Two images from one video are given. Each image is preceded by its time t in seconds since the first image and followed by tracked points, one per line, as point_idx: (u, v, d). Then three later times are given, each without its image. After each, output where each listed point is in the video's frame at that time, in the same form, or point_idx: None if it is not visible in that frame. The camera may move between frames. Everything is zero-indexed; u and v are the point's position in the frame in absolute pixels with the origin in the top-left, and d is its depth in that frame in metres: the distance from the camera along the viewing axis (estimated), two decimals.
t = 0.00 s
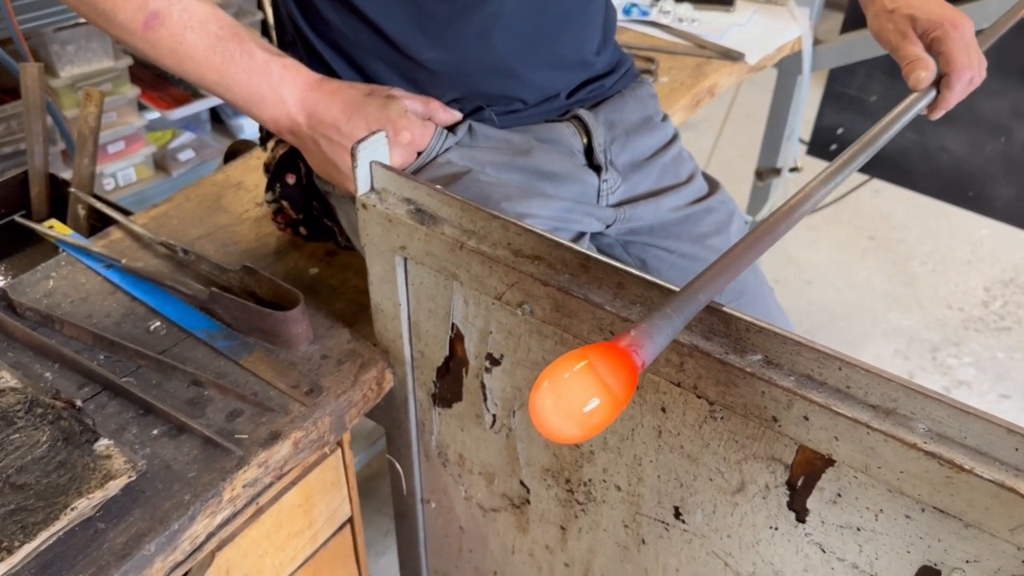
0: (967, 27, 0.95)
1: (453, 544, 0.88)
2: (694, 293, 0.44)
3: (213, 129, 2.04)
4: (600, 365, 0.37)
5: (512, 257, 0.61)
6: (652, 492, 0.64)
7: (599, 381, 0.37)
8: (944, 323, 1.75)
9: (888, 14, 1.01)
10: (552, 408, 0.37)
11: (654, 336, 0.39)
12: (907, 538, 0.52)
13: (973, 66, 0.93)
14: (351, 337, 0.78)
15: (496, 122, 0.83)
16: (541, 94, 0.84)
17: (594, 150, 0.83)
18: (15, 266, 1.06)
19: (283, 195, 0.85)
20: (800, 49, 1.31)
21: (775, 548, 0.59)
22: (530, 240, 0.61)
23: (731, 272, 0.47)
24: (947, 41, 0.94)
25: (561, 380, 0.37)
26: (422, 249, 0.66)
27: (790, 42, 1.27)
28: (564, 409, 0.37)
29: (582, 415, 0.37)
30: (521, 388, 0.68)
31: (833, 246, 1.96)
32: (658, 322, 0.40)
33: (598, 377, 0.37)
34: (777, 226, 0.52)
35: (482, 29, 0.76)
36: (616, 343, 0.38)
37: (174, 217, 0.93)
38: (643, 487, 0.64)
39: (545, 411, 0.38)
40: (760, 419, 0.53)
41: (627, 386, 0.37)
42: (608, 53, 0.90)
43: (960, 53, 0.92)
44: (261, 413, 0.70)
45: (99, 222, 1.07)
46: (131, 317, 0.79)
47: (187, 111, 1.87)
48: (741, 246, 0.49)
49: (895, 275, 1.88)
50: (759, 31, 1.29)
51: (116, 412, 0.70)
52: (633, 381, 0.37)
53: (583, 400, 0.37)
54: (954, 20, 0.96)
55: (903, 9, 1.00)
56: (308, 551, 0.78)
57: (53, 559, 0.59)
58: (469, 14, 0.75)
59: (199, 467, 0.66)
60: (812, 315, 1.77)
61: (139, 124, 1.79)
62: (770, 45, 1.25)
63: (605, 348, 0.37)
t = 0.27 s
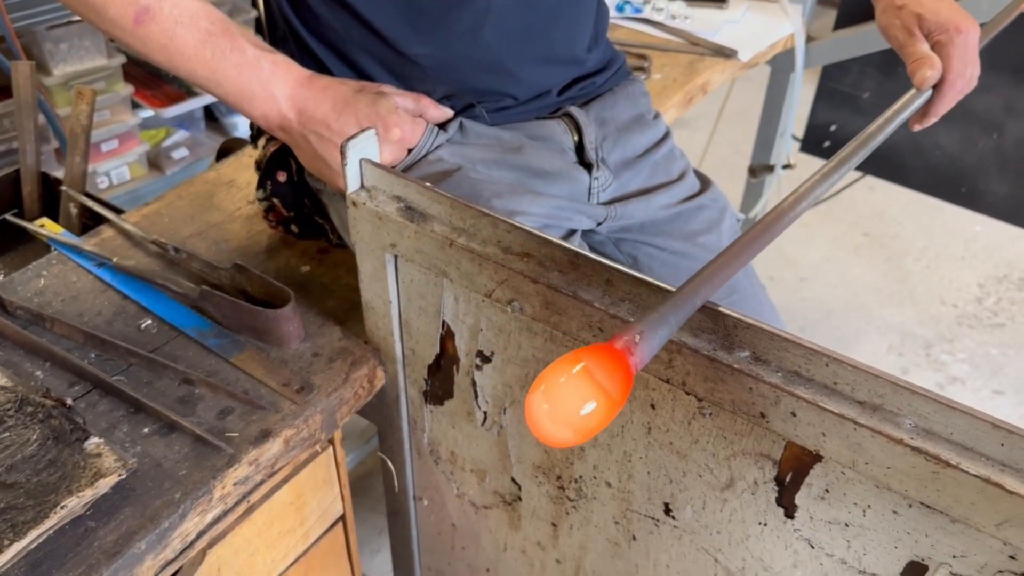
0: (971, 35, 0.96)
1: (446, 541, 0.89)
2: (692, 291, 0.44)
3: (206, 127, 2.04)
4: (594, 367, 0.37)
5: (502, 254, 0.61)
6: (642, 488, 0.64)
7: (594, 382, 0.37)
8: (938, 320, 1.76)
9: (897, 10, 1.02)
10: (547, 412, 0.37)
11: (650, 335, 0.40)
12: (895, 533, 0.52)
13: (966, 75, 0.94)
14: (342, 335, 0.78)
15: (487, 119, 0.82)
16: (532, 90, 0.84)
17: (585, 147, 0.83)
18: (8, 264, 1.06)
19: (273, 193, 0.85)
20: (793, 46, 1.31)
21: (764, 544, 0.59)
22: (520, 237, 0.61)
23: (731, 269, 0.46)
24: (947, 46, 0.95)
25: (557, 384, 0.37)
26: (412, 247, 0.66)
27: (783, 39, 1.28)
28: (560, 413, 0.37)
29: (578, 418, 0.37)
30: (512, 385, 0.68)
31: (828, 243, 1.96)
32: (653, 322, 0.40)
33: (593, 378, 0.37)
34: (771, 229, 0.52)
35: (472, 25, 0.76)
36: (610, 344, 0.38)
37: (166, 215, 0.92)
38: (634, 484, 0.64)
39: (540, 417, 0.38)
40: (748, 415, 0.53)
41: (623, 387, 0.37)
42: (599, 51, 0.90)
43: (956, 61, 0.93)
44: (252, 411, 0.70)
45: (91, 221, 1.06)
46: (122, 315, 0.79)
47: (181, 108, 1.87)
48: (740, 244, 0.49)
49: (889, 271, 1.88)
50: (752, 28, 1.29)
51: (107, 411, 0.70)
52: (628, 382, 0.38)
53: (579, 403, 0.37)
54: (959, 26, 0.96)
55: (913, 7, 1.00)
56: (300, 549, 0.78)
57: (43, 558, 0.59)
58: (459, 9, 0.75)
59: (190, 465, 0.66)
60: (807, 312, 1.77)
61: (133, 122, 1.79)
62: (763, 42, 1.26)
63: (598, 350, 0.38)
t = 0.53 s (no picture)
0: (911, 5, 0.96)
1: (440, 539, 0.89)
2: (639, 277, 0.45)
3: (202, 126, 2.04)
4: (544, 345, 0.37)
5: (493, 255, 0.62)
6: (632, 486, 0.65)
7: (544, 359, 0.37)
8: (931, 317, 1.77)
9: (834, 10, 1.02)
10: (501, 389, 0.38)
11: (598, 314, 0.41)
12: (879, 530, 0.53)
13: (924, 40, 0.93)
14: (336, 335, 0.79)
15: (479, 120, 0.83)
16: (524, 90, 0.84)
17: (576, 148, 0.83)
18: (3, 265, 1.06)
19: (267, 194, 0.86)
20: (785, 45, 1.32)
21: (752, 541, 0.60)
22: (510, 238, 0.61)
23: (675, 258, 0.49)
24: (895, 21, 0.95)
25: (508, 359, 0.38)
26: (404, 248, 0.66)
27: (775, 39, 1.28)
28: (511, 389, 0.38)
29: (529, 393, 0.37)
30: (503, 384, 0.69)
31: (822, 241, 1.97)
32: (602, 303, 0.42)
33: (543, 356, 0.37)
34: (719, 215, 0.54)
35: (463, 26, 0.77)
36: (560, 324, 0.39)
37: (161, 216, 0.93)
38: (624, 482, 0.65)
39: (493, 393, 0.38)
40: (734, 414, 0.54)
41: (571, 362, 0.38)
42: (590, 52, 0.90)
43: (909, 31, 0.93)
44: (246, 411, 0.71)
45: (86, 222, 1.07)
46: (117, 316, 0.80)
47: (177, 108, 1.88)
48: (685, 234, 0.51)
49: (883, 269, 1.89)
50: (745, 28, 1.30)
51: (102, 411, 0.70)
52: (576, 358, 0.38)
53: (529, 379, 0.37)
54: None
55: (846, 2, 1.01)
56: (295, 547, 0.79)
57: (38, 557, 0.60)
58: (450, 11, 0.76)
59: (184, 465, 0.66)
60: (801, 310, 1.78)
61: (129, 122, 1.80)
62: (755, 42, 1.26)
63: (549, 328, 0.38)
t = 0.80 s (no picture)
0: (875, 20, 1.00)
1: (439, 540, 0.92)
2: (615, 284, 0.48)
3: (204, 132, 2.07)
4: (521, 350, 0.40)
5: (490, 269, 0.64)
6: (623, 490, 0.67)
7: (521, 363, 0.40)
8: (923, 320, 1.79)
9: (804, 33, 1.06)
10: (480, 390, 0.41)
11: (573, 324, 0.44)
12: (857, 533, 0.55)
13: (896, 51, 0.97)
14: (338, 344, 0.82)
15: (474, 135, 0.86)
16: (519, 106, 0.87)
17: (570, 161, 0.86)
18: (12, 273, 1.09)
19: (272, 206, 0.89)
20: (777, 55, 1.34)
21: (737, 542, 0.63)
22: (506, 253, 0.64)
23: (651, 266, 0.51)
24: (862, 38, 0.99)
25: (487, 361, 0.41)
26: (404, 261, 0.69)
27: (767, 50, 1.31)
28: (488, 390, 0.40)
29: (505, 394, 0.40)
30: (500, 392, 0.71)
31: (816, 244, 2.00)
32: (577, 311, 0.44)
33: (520, 360, 0.40)
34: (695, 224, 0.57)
35: (460, 45, 0.80)
36: (538, 331, 0.42)
37: (168, 227, 0.96)
38: (615, 486, 0.68)
39: (472, 393, 0.41)
40: (719, 422, 0.57)
41: (547, 367, 0.41)
42: (583, 68, 0.93)
43: (879, 45, 0.97)
44: (252, 418, 0.74)
45: (94, 231, 1.10)
46: (126, 326, 0.83)
47: (178, 116, 1.92)
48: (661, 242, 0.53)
49: (876, 272, 1.92)
50: (737, 38, 1.33)
51: (114, 418, 0.73)
52: (553, 364, 0.41)
53: (506, 382, 0.40)
54: (862, 16, 1.00)
55: (813, 27, 1.04)
56: (299, 549, 0.82)
57: (55, 559, 0.62)
58: (448, 30, 0.78)
59: (193, 470, 0.69)
60: (794, 312, 1.81)
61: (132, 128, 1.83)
62: (747, 53, 1.29)
63: (527, 336, 0.41)
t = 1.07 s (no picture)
0: (876, 44, 1.03)
1: (438, 537, 0.96)
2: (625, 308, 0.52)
3: (207, 138, 2.10)
4: (538, 374, 0.44)
5: (485, 282, 0.69)
6: (611, 489, 0.72)
7: (537, 388, 0.44)
8: (911, 322, 1.84)
9: (806, 50, 1.09)
10: (496, 411, 0.44)
11: (585, 349, 0.47)
12: (826, 528, 0.60)
13: (894, 75, 0.99)
14: (342, 350, 0.86)
15: (472, 152, 0.90)
16: (515, 123, 0.91)
17: (563, 176, 0.90)
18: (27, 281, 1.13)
19: (278, 219, 0.93)
20: (766, 67, 1.39)
21: (716, 537, 0.67)
22: (500, 267, 0.68)
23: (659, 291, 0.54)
24: (862, 59, 1.01)
25: (503, 383, 0.45)
26: (404, 273, 0.73)
27: (756, 62, 1.35)
28: (504, 412, 0.44)
29: (521, 416, 0.44)
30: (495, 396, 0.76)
31: (807, 248, 2.04)
32: (589, 338, 0.48)
33: (536, 384, 0.44)
34: (699, 247, 0.61)
35: (459, 67, 0.84)
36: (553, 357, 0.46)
37: (178, 238, 1.00)
38: (604, 485, 0.72)
39: (490, 416, 0.45)
40: (696, 424, 0.61)
41: (560, 391, 0.44)
42: (574, 86, 0.97)
43: (877, 67, 0.99)
44: (261, 420, 0.78)
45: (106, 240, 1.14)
46: (141, 333, 0.87)
47: (182, 124, 1.99)
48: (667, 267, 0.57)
49: (865, 276, 1.96)
50: (727, 50, 1.37)
51: (131, 421, 0.77)
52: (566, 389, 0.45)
53: (522, 404, 0.44)
54: (864, 39, 1.03)
55: (816, 43, 1.08)
56: (305, 544, 0.86)
57: (79, 553, 0.67)
58: (448, 53, 0.83)
59: (207, 470, 0.73)
60: (785, 315, 1.85)
61: (138, 135, 1.88)
62: (737, 65, 1.33)
63: (543, 362, 0.45)
